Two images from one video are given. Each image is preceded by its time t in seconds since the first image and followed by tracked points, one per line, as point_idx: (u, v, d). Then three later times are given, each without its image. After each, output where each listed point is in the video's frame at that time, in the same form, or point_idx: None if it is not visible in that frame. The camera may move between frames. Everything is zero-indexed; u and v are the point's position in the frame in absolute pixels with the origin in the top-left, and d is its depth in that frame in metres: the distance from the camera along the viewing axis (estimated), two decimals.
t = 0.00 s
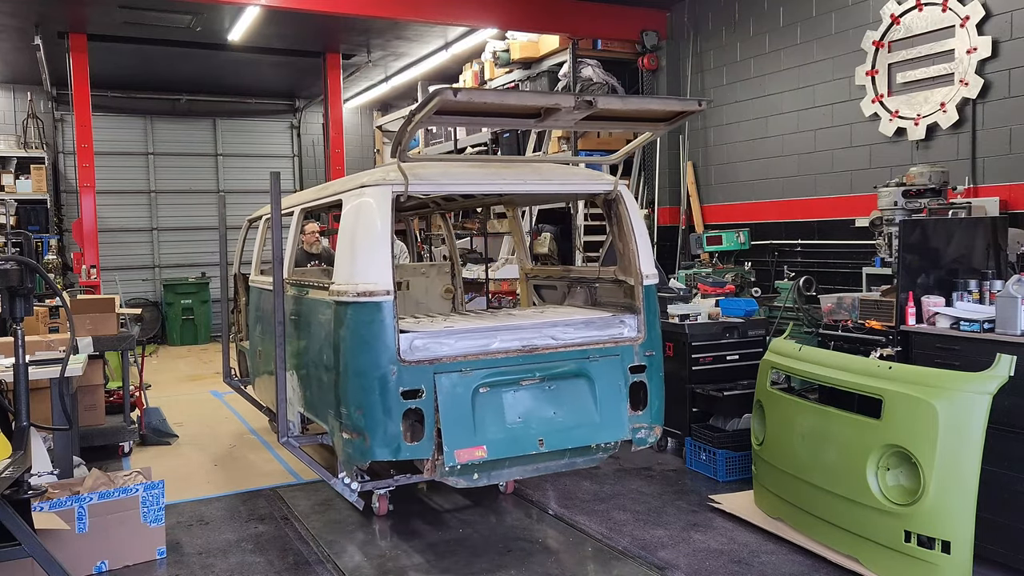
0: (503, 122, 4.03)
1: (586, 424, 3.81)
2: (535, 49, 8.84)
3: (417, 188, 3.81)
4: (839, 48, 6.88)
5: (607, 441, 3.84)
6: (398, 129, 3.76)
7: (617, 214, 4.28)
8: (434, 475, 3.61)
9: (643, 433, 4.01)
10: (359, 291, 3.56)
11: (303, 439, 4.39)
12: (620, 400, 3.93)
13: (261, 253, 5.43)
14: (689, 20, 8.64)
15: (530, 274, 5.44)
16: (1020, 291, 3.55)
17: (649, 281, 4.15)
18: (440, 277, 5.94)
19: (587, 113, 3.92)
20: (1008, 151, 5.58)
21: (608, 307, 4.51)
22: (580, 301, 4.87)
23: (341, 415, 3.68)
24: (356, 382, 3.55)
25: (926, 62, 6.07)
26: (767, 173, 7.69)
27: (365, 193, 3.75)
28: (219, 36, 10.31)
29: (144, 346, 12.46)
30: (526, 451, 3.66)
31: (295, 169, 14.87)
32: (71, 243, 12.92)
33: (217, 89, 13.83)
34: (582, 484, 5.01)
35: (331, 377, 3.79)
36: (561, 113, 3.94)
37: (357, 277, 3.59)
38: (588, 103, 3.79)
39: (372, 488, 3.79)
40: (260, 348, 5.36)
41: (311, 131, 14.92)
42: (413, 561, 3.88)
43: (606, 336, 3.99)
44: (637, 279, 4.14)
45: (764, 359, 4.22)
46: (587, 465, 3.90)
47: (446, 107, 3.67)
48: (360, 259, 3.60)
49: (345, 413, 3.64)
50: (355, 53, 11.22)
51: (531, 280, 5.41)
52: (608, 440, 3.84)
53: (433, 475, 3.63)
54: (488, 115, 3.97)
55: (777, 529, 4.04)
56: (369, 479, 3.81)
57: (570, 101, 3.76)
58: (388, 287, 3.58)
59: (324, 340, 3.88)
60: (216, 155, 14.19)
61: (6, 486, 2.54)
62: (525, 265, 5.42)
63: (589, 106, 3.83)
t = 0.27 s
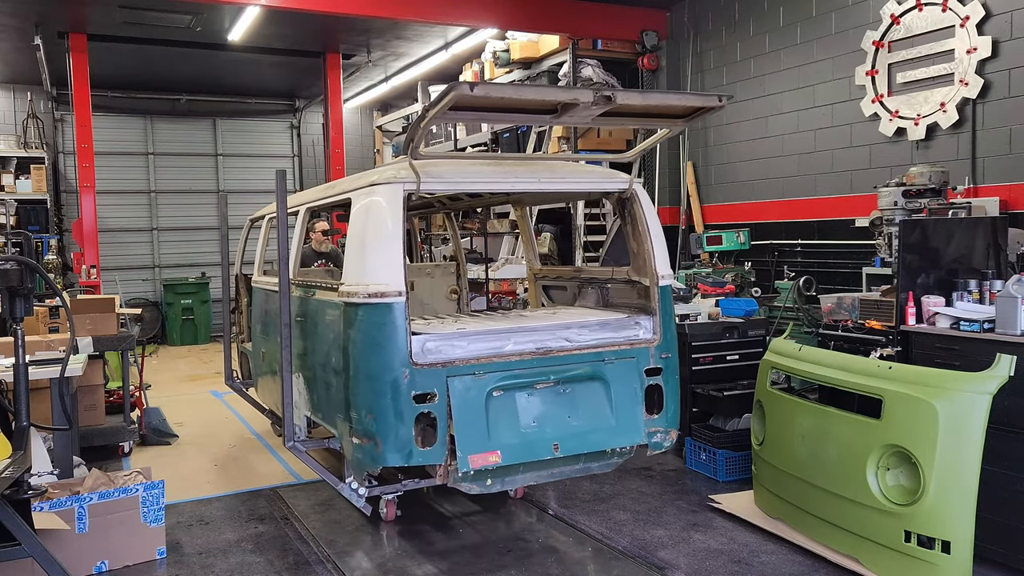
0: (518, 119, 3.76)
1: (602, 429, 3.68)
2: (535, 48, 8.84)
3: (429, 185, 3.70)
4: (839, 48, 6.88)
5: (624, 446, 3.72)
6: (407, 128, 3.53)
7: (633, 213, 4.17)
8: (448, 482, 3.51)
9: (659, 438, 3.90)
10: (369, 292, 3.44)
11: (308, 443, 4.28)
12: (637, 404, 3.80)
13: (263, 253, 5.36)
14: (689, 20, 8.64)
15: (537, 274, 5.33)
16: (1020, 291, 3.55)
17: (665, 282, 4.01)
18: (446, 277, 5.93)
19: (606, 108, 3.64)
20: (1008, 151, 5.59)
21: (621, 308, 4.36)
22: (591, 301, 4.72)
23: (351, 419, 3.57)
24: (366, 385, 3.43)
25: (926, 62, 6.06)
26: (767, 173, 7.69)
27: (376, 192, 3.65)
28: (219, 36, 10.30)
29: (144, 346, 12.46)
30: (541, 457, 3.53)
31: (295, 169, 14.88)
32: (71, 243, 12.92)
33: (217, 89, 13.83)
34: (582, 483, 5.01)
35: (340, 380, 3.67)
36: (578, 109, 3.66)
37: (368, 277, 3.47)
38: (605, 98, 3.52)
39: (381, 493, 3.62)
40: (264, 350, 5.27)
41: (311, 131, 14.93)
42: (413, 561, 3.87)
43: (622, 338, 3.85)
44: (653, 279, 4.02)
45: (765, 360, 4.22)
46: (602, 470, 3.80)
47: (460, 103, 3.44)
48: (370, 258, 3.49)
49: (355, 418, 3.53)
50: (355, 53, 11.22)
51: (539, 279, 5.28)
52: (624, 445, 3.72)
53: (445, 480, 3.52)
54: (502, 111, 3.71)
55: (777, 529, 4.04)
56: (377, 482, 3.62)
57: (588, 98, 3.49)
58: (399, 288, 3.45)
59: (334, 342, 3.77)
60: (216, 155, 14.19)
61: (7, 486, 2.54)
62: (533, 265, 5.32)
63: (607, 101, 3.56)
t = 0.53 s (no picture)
0: (535, 115, 3.66)
1: (619, 433, 3.58)
2: (535, 48, 8.87)
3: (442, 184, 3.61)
4: (839, 48, 6.88)
5: (640, 451, 3.63)
6: (422, 125, 3.46)
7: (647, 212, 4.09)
8: (461, 488, 3.41)
9: (676, 442, 3.79)
10: (381, 293, 3.35)
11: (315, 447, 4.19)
12: (653, 408, 3.70)
13: (266, 254, 5.32)
14: (689, 20, 8.65)
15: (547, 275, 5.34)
16: (1020, 291, 3.55)
17: (682, 282, 3.89)
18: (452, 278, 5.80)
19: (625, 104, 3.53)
20: (1008, 151, 5.59)
21: (635, 309, 4.28)
22: (604, 303, 4.66)
23: (362, 424, 3.48)
24: (378, 389, 3.34)
25: (926, 62, 6.06)
26: (767, 173, 7.69)
27: (387, 190, 3.56)
28: (219, 36, 10.30)
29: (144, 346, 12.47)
30: (557, 463, 3.44)
31: (295, 170, 14.89)
32: (71, 243, 12.93)
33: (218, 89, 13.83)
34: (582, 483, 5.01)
35: (351, 383, 3.58)
36: (597, 105, 3.55)
37: (380, 278, 3.38)
38: (626, 93, 3.42)
39: (388, 499, 3.59)
40: (268, 353, 5.19)
41: (311, 131, 14.93)
42: (413, 560, 3.87)
43: (638, 340, 3.74)
44: (668, 279, 3.89)
45: (764, 359, 4.22)
46: (618, 475, 3.69)
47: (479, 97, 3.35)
48: (382, 259, 3.40)
49: (367, 422, 3.44)
50: (355, 53, 11.22)
51: (548, 279, 5.29)
52: (641, 449, 3.63)
53: (458, 486, 3.42)
54: (519, 108, 3.60)
55: (777, 529, 4.04)
56: (385, 489, 3.62)
57: (608, 92, 3.39)
58: (412, 289, 3.36)
59: (344, 344, 3.68)
60: (216, 155, 14.19)
61: (7, 486, 2.54)
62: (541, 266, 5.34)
63: (628, 97, 3.45)
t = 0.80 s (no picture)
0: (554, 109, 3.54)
1: (637, 438, 3.49)
2: (535, 49, 8.93)
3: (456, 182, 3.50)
4: (839, 48, 6.88)
5: (658, 457, 3.54)
6: (436, 119, 3.43)
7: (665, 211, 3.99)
8: (475, 496, 3.32)
9: (694, 447, 3.69)
10: (393, 293, 3.24)
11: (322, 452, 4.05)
12: (671, 413, 3.61)
13: (271, 255, 5.27)
14: (689, 20, 8.66)
15: (557, 275, 5.37)
16: (1020, 291, 3.55)
17: (700, 283, 3.83)
18: (458, 278, 5.85)
19: (646, 99, 3.42)
20: (1008, 151, 5.59)
21: (649, 310, 4.23)
22: (617, 304, 4.63)
23: (373, 429, 3.37)
24: (390, 393, 3.24)
25: (926, 62, 6.06)
26: (767, 173, 7.70)
27: (398, 188, 3.43)
28: (219, 36, 10.30)
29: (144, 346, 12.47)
30: (574, 469, 3.33)
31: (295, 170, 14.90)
32: (71, 243, 12.93)
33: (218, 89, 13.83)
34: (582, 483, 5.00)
35: (361, 388, 3.47)
36: (618, 99, 3.44)
37: (391, 279, 3.26)
38: (647, 88, 3.31)
39: (397, 505, 3.48)
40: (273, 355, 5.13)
41: (311, 131, 14.94)
42: (413, 560, 3.87)
43: (656, 342, 3.66)
44: (687, 280, 3.84)
45: (764, 359, 4.22)
46: (635, 481, 3.62)
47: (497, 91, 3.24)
48: (393, 259, 3.28)
49: (377, 428, 3.33)
50: (355, 53, 11.22)
51: (558, 280, 5.35)
52: (659, 455, 3.54)
53: (473, 494, 3.33)
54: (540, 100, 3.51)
55: (777, 529, 4.04)
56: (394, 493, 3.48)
57: (630, 86, 3.28)
58: (425, 290, 3.26)
59: (354, 347, 3.57)
60: (216, 155, 14.19)
61: (7, 486, 2.54)
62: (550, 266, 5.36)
63: (649, 91, 3.34)
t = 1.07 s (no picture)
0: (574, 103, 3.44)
1: (657, 443, 3.41)
2: (535, 49, 8.94)
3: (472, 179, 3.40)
4: (839, 48, 6.88)
5: (678, 464, 3.45)
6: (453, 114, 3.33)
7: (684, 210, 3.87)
8: (491, 504, 3.25)
9: (714, 453, 3.59)
10: (407, 295, 3.15)
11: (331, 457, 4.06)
12: (691, 418, 3.52)
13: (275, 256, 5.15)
14: (689, 20, 8.66)
15: (568, 275, 5.23)
16: (1020, 291, 3.54)
17: (721, 284, 3.70)
18: (466, 279, 5.81)
19: (671, 93, 3.34)
20: (1008, 151, 5.59)
21: (665, 312, 4.10)
22: (631, 305, 4.49)
23: (387, 436, 3.28)
24: (404, 398, 3.16)
25: (926, 62, 6.05)
26: (767, 173, 7.71)
27: (412, 186, 3.33)
28: (219, 36, 10.30)
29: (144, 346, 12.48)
30: (593, 475, 3.26)
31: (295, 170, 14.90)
32: (71, 243, 12.93)
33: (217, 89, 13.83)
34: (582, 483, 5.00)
35: (374, 392, 3.39)
36: (641, 93, 3.37)
37: (405, 280, 3.17)
38: (673, 82, 3.22)
39: (406, 511, 3.55)
40: (279, 358, 5.03)
41: (311, 131, 14.94)
42: (413, 560, 3.87)
43: (675, 345, 3.57)
44: (707, 280, 3.71)
45: (764, 360, 4.22)
46: (654, 488, 3.50)
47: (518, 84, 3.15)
48: (407, 259, 3.18)
49: (391, 434, 3.24)
50: (355, 53, 11.22)
51: (569, 281, 5.20)
52: (679, 462, 3.45)
53: (489, 502, 3.26)
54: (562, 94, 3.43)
55: (777, 529, 4.03)
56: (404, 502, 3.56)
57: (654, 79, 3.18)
58: (440, 292, 3.17)
59: (365, 351, 3.50)
60: (216, 155, 14.19)
61: (6, 487, 2.54)
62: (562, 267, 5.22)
63: (674, 86, 3.26)
